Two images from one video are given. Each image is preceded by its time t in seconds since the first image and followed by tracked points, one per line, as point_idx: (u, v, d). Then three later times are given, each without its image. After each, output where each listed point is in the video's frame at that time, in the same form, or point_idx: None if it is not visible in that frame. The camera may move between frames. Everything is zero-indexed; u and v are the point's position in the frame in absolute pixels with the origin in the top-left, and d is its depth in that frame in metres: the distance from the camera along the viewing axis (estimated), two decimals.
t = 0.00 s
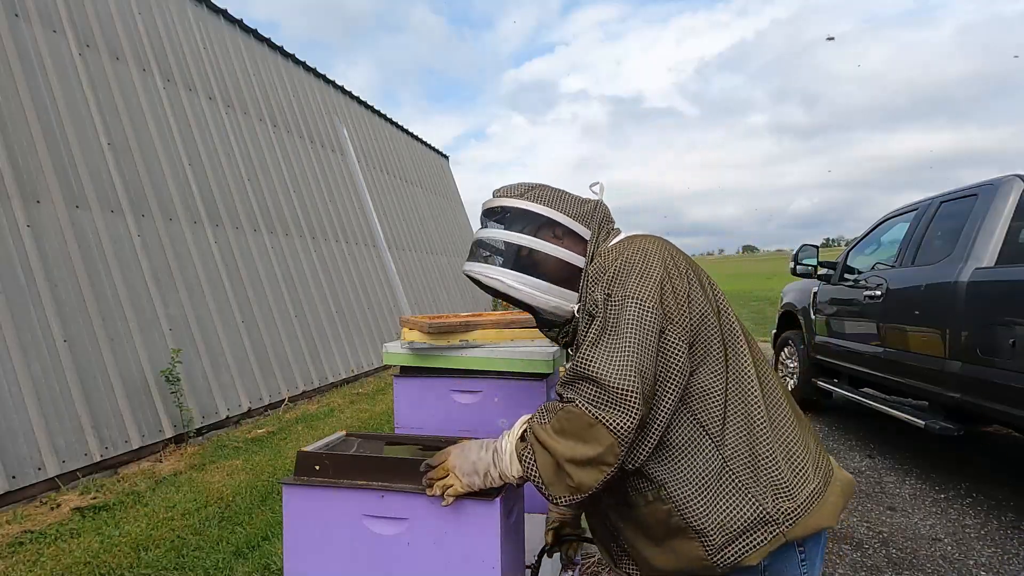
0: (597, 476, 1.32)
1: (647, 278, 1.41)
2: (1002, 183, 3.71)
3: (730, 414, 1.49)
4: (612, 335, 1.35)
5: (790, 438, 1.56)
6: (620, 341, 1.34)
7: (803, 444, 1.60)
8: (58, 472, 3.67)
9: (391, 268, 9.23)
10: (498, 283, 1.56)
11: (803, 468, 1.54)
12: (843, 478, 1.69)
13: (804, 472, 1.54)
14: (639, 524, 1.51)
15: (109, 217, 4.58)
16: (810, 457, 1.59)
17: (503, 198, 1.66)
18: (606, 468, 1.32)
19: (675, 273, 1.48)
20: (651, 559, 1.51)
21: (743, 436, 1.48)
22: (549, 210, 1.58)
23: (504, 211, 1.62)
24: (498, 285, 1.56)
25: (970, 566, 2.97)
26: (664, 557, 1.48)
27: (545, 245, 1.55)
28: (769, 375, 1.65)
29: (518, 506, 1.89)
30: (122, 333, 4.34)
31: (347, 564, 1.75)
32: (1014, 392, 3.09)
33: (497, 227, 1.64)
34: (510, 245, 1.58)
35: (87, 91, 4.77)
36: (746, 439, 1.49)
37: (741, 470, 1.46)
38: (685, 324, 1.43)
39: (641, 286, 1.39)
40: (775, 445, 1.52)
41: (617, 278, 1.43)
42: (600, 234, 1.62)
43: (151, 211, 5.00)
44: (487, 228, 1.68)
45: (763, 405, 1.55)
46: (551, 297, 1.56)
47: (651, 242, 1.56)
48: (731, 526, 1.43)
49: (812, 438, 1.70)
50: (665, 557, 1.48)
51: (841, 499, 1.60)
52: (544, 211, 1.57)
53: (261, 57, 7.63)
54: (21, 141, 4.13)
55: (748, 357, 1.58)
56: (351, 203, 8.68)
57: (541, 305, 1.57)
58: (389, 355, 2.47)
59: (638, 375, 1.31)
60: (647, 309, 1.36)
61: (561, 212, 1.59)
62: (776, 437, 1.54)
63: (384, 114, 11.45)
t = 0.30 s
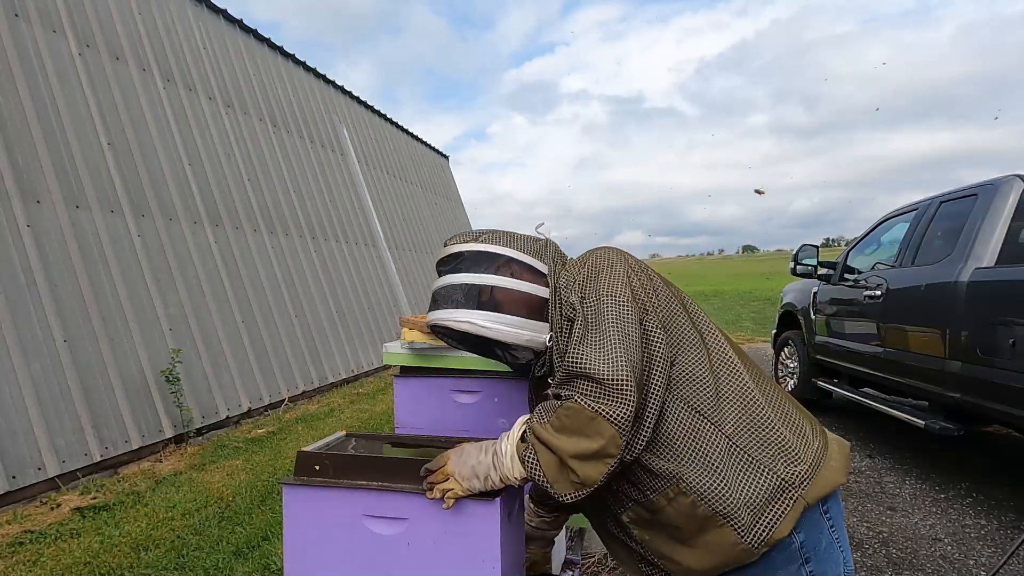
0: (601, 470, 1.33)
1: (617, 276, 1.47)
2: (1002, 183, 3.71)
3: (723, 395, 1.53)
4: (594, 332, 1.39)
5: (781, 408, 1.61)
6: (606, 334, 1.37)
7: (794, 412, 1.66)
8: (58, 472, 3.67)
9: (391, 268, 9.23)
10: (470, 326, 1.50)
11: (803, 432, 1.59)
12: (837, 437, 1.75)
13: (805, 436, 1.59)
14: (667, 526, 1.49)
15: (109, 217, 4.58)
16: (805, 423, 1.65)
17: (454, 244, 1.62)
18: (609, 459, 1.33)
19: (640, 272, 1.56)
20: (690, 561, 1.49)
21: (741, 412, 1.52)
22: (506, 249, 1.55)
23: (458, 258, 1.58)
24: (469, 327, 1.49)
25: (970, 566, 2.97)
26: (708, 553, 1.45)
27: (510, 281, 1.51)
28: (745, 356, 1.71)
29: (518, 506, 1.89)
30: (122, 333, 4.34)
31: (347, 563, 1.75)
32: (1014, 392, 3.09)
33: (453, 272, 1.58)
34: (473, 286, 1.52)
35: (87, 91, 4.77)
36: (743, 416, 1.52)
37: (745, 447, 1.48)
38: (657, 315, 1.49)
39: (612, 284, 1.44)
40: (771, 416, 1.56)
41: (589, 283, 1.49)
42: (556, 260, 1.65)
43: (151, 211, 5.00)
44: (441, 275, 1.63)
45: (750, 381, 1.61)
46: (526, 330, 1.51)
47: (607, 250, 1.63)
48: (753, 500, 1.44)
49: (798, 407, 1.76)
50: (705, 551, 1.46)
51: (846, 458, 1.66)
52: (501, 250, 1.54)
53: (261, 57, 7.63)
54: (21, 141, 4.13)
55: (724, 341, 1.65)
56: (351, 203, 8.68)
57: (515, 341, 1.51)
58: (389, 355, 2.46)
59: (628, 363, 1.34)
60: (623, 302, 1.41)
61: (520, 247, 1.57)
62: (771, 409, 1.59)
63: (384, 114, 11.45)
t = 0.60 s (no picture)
0: (599, 467, 1.33)
1: (604, 277, 1.49)
2: (1001, 183, 3.71)
3: (714, 393, 1.54)
4: (584, 332, 1.39)
5: (771, 403, 1.63)
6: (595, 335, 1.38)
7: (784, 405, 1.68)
8: (58, 472, 3.67)
9: (391, 268, 9.23)
10: (456, 334, 1.51)
11: (793, 425, 1.61)
12: (829, 429, 1.77)
13: (796, 429, 1.61)
14: (667, 527, 1.48)
15: (109, 217, 4.58)
16: (795, 416, 1.67)
17: (443, 253, 1.63)
18: (607, 456, 1.33)
19: (625, 274, 1.58)
20: (693, 560, 1.48)
21: (731, 408, 1.53)
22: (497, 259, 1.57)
23: (449, 266, 1.58)
24: (457, 335, 1.51)
25: (970, 566, 2.97)
26: (710, 550, 1.45)
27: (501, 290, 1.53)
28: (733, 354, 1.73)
29: (518, 507, 1.89)
30: (122, 333, 4.34)
31: (347, 563, 1.75)
32: (1014, 392, 3.09)
33: (440, 281, 1.59)
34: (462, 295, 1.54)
35: (87, 91, 4.77)
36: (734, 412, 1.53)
37: (738, 442, 1.49)
38: (645, 315, 1.50)
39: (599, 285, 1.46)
40: (762, 412, 1.57)
41: (576, 285, 1.50)
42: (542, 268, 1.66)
43: (151, 211, 5.00)
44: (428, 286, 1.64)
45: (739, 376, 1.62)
46: (512, 339, 1.52)
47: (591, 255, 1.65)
48: (746, 496, 1.45)
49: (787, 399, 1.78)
50: (705, 550, 1.45)
51: (839, 449, 1.67)
52: (492, 260, 1.56)
53: (261, 57, 7.63)
54: (20, 141, 4.13)
55: (712, 337, 1.67)
56: (350, 203, 8.67)
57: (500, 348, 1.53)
58: (389, 355, 2.48)
59: (620, 360, 1.35)
60: (611, 303, 1.43)
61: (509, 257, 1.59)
62: (762, 403, 1.60)
63: (384, 114, 11.45)
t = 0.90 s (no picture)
0: (595, 469, 1.32)
1: (625, 271, 1.45)
2: (1002, 183, 3.71)
3: (714, 404, 1.51)
4: (592, 328, 1.37)
5: (772, 422, 1.60)
6: (603, 334, 1.35)
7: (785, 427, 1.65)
8: (58, 472, 3.67)
9: (391, 268, 9.24)
10: (469, 283, 1.53)
11: (789, 450, 1.58)
12: (828, 456, 1.73)
13: (789, 454, 1.58)
14: (639, 525, 1.50)
15: (109, 217, 4.58)
16: (792, 438, 1.64)
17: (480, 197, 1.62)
18: (601, 458, 1.32)
19: (649, 266, 1.53)
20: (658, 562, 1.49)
21: (729, 424, 1.51)
22: (518, 210, 1.55)
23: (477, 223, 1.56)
24: (470, 285, 1.52)
25: (970, 566, 2.97)
26: (672, 556, 1.46)
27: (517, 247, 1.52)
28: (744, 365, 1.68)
29: (518, 505, 1.89)
30: (122, 333, 4.34)
31: (347, 563, 1.75)
32: (1014, 392, 3.09)
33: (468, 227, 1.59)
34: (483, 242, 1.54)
35: (87, 91, 4.77)
36: (730, 427, 1.51)
37: (727, 458, 1.48)
38: (659, 316, 1.46)
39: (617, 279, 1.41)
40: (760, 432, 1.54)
41: (593, 271, 1.46)
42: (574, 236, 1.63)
43: (151, 211, 5.00)
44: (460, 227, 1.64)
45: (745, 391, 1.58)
46: (522, 301, 1.52)
47: (621, 236, 1.59)
48: (723, 512, 1.45)
49: (789, 419, 1.74)
50: (670, 556, 1.47)
51: (828, 477, 1.64)
52: (514, 211, 1.54)
53: (261, 57, 7.63)
54: (21, 141, 4.13)
55: (725, 346, 1.62)
56: (351, 203, 8.67)
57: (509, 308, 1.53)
58: (389, 355, 2.47)
59: (623, 365, 1.33)
60: (625, 301, 1.39)
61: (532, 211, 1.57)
62: (762, 423, 1.57)
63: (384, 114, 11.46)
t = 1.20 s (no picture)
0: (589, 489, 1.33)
1: (647, 281, 1.35)
2: (1002, 183, 3.71)
3: (705, 436, 1.41)
4: (601, 337, 1.34)
5: (765, 473, 1.44)
6: (612, 345, 1.32)
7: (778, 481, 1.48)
8: (58, 472, 3.67)
9: (391, 268, 9.24)
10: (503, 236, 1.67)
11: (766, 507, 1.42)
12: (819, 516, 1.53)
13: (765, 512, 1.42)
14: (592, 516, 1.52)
15: (109, 217, 4.58)
16: (782, 494, 1.47)
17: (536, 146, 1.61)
18: (592, 480, 1.33)
19: (683, 277, 1.40)
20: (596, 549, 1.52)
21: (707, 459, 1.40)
22: (558, 155, 1.54)
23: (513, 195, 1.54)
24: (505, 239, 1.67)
25: (970, 566, 2.97)
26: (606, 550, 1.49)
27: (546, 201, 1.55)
28: (764, 402, 1.51)
29: (518, 504, 1.89)
30: (122, 333, 4.34)
31: (347, 564, 1.75)
32: (1014, 392, 3.09)
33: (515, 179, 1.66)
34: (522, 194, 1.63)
35: (87, 91, 4.77)
36: (713, 464, 1.40)
37: (695, 492, 1.40)
38: (674, 336, 1.37)
39: (636, 289, 1.34)
40: (744, 478, 1.42)
41: (620, 271, 1.38)
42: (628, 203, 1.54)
43: (151, 211, 5.00)
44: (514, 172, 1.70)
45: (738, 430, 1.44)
46: (544, 265, 1.61)
47: (672, 234, 1.47)
48: (669, 538, 1.40)
49: (790, 469, 1.55)
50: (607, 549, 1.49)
51: (804, 530, 1.48)
52: (554, 157, 1.54)
53: (261, 58, 7.63)
54: (21, 141, 4.13)
55: (737, 377, 1.47)
56: (351, 203, 8.67)
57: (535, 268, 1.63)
58: (389, 355, 2.47)
59: (613, 383, 1.30)
60: (638, 315, 1.32)
61: (575, 161, 1.52)
62: (744, 470, 1.42)
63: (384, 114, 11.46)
